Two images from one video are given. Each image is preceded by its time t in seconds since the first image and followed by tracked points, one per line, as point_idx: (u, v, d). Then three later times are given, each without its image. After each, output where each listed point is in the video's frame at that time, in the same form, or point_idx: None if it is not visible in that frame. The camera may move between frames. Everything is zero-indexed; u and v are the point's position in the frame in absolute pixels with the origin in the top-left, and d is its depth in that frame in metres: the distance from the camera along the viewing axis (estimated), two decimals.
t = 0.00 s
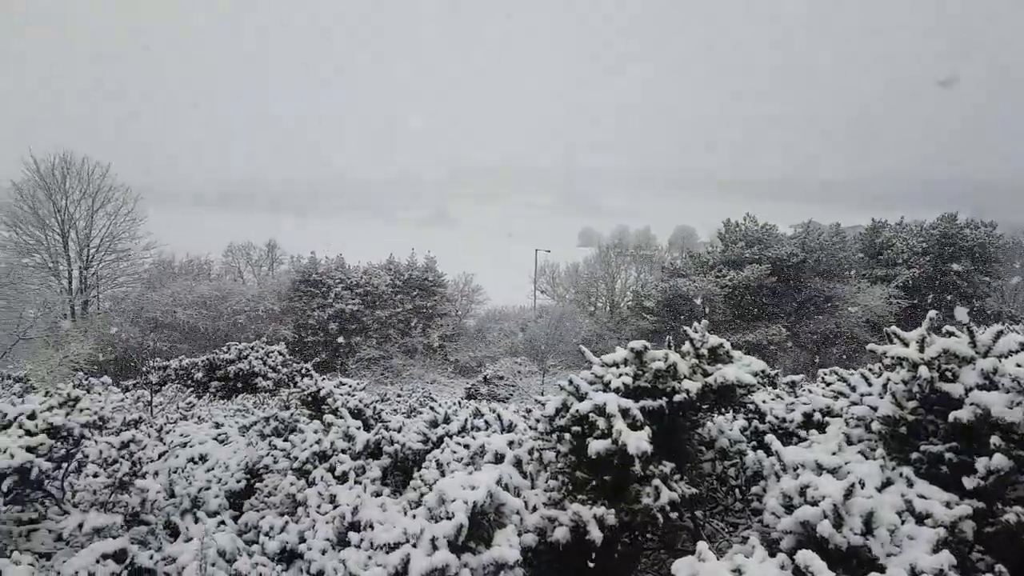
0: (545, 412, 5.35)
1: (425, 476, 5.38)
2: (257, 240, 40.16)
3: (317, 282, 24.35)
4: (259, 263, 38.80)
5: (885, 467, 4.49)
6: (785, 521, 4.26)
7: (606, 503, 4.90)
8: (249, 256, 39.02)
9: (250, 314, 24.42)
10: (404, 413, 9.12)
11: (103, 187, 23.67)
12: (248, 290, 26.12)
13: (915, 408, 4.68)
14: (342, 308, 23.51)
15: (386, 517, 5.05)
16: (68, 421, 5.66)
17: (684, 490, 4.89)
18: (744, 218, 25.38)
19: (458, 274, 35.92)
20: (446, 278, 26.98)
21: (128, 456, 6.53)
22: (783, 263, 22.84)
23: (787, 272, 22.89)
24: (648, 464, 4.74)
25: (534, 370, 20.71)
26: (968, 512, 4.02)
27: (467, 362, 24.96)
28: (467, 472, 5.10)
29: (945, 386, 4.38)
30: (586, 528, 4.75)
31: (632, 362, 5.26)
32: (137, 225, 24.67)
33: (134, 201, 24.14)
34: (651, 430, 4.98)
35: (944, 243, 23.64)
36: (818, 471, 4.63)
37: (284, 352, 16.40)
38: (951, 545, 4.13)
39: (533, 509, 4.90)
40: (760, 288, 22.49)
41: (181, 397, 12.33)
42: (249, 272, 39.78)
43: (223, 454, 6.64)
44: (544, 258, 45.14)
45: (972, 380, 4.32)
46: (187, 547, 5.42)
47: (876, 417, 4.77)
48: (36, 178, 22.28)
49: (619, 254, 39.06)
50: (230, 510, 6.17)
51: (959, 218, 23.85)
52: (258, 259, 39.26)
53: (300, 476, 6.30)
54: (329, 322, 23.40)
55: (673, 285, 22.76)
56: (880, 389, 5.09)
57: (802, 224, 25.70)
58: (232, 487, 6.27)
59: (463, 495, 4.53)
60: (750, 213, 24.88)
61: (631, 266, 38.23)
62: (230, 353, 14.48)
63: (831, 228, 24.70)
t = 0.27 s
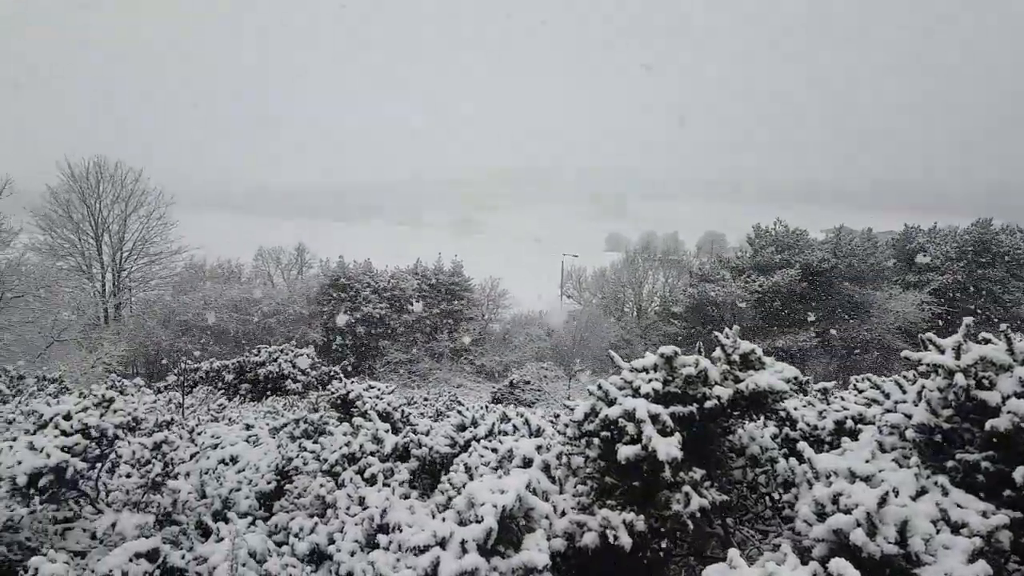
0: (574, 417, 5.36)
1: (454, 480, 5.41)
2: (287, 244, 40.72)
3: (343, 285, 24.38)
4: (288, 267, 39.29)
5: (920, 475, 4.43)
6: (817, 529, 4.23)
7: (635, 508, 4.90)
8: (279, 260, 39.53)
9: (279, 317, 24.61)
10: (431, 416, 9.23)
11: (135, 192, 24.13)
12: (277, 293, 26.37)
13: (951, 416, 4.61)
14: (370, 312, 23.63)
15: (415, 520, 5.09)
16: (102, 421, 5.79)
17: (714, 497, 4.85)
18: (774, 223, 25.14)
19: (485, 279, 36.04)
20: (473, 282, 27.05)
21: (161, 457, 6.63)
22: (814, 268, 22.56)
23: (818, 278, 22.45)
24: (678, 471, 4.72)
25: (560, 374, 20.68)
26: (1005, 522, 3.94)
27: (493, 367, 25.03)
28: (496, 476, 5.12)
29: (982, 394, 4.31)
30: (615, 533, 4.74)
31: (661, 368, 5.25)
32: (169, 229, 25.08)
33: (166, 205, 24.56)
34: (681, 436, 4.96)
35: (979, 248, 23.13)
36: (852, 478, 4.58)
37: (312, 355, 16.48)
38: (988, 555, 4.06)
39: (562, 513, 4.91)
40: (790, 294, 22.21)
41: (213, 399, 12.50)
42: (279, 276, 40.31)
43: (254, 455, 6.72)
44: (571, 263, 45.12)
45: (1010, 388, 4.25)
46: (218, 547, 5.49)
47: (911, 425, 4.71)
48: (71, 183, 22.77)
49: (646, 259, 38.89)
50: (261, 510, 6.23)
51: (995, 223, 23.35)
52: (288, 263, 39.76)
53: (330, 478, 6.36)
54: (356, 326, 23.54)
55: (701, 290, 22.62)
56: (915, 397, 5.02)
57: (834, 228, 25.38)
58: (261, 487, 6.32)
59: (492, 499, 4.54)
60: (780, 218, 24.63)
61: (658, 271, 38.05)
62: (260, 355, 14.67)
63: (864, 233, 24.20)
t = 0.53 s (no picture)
0: (602, 420, 5.36)
1: (481, 481, 5.43)
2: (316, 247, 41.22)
3: (370, 288, 24.56)
4: (317, 270, 39.78)
5: (955, 480, 4.37)
6: (850, 534, 4.19)
7: (664, 512, 4.88)
8: (308, 263, 40.05)
9: (308, 319, 24.66)
10: (458, 417, 9.30)
11: (166, 196, 24.59)
12: (306, 295, 26.63)
13: (988, 421, 4.52)
14: (398, 314, 23.76)
15: (443, 522, 5.12)
16: (136, 421, 5.86)
17: (745, 502, 4.79)
18: (803, 226, 24.87)
19: (511, 282, 36.12)
20: (499, 285, 27.09)
21: (192, 456, 6.70)
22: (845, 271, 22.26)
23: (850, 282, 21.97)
24: (708, 475, 4.69)
25: (586, 377, 20.65)
26: None
27: (519, 370, 25.07)
28: (524, 478, 5.13)
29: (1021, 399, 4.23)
30: (644, 537, 4.72)
31: (691, 372, 5.24)
32: (199, 232, 25.50)
33: (196, 208, 24.99)
34: (711, 440, 4.93)
35: (1015, 252, 22.67)
36: (885, 483, 4.52)
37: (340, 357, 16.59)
38: None
39: (590, 517, 4.90)
40: (821, 298, 21.94)
41: (244, 400, 12.67)
42: (307, 279, 40.79)
43: (284, 456, 6.80)
44: (597, 265, 45.05)
45: None
46: (249, 547, 5.53)
47: (946, 430, 4.64)
48: (104, 187, 23.25)
49: (673, 261, 38.68)
50: (291, 510, 6.30)
51: None
52: (316, 266, 40.26)
53: (358, 478, 6.42)
54: (383, 328, 23.66)
55: (729, 294, 22.45)
56: (950, 402, 4.94)
57: (865, 231, 25.05)
58: (291, 486, 6.39)
59: (521, 501, 4.55)
60: (810, 221, 24.34)
61: (685, 274, 37.85)
62: (289, 357, 14.85)
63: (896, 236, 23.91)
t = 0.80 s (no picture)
0: (628, 421, 5.35)
1: (507, 482, 5.45)
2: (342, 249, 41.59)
3: (396, 290, 24.61)
4: (343, 271, 40.15)
5: (988, 483, 4.29)
6: (881, 537, 4.13)
7: (692, 514, 4.85)
8: (334, 265, 40.45)
9: (335, 320, 24.88)
10: (484, 419, 9.33)
11: (193, 197, 24.99)
12: (332, 296, 26.83)
13: (1021, 423, 4.43)
14: (423, 315, 23.82)
15: (470, 523, 5.13)
16: (164, 421, 5.96)
17: (775, 504, 4.74)
18: (831, 226, 24.57)
19: (535, 284, 36.15)
20: (523, 287, 27.08)
21: (221, 456, 6.74)
22: (873, 272, 21.96)
23: (876, 282, 21.94)
24: (736, 477, 4.65)
25: (611, 378, 20.59)
26: None
27: (544, 371, 25.07)
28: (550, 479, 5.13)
29: None
30: (671, 539, 4.69)
31: (720, 373, 5.22)
32: (226, 234, 25.85)
33: (223, 210, 25.38)
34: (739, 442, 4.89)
35: None
36: (916, 486, 4.45)
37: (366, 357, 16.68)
38: None
39: (617, 518, 4.88)
40: (850, 299, 21.65)
41: (271, 400, 12.80)
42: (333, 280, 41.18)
43: (312, 455, 6.87)
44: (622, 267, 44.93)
45: None
46: (277, 546, 5.58)
47: (978, 432, 4.56)
48: (132, 189, 23.70)
49: (698, 262, 38.43)
50: (318, 510, 6.36)
51: None
52: (342, 267, 40.64)
53: (385, 478, 6.46)
54: (408, 329, 23.74)
55: (755, 295, 22.28)
56: (983, 403, 4.85)
57: (894, 231, 24.68)
58: (318, 486, 6.44)
59: (548, 502, 4.55)
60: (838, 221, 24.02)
61: (711, 275, 37.59)
62: (316, 358, 15.00)
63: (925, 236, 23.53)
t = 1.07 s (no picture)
0: (653, 422, 5.32)
1: (531, 482, 5.45)
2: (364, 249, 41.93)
3: (418, 290, 24.69)
4: (366, 271, 40.49)
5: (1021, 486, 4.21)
6: (910, 540, 4.08)
7: (718, 515, 4.81)
8: (357, 265, 40.83)
9: (357, 320, 24.92)
10: (506, 418, 9.37)
11: (218, 199, 25.30)
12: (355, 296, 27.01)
13: None
14: (445, 314, 23.84)
15: (493, 524, 5.14)
16: (191, 421, 6.02)
17: (802, 506, 4.69)
18: (856, 224, 24.33)
19: (556, 283, 36.17)
20: (544, 286, 27.07)
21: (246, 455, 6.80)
22: (899, 271, 21.69)
23: (900, 282, 21.73)
24: (763, 479, 4.61)
25: (634, 378, 20.56)
26: None
27: (565, 371, 25.03)
28: (574, 479, 5.12)
29: None
30: (696, 541, 4.66)
31: (746, 374, 5.18)
32: (250, 235, 26.13)
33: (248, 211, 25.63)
34: (766, 443, 4.84)
35: None
36: (947, 488, 4.39)
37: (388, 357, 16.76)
38: None
39: (642, 520, 4.85)
40: (875, 298, 21.42)
41: (296, 399, 12.90)
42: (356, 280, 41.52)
43: (336, 454, 6.91)
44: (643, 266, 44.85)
45: None
46: (302, 545, 5.62)
47: (1010, 434, 4.49)
48: (158, 190, 24.05)
49: (720, 260, 38.23)
50: (342, 509, 6.40)
51: None
52: (365, 267, 41.00)
53: (409, 477, 6.48)
54: (430, 329, 23.77)
55: (779, 294, 22.12)
56: (1015, 404, 4.76)
57: (920, 229, 24.37)
58: (342, 486, 6.47)
59: (572, 503, 4.54)
60: (863, 220, 23.81)
61: (734, 274, 37.38)
62: (339, 357, 15.12)
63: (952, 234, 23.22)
